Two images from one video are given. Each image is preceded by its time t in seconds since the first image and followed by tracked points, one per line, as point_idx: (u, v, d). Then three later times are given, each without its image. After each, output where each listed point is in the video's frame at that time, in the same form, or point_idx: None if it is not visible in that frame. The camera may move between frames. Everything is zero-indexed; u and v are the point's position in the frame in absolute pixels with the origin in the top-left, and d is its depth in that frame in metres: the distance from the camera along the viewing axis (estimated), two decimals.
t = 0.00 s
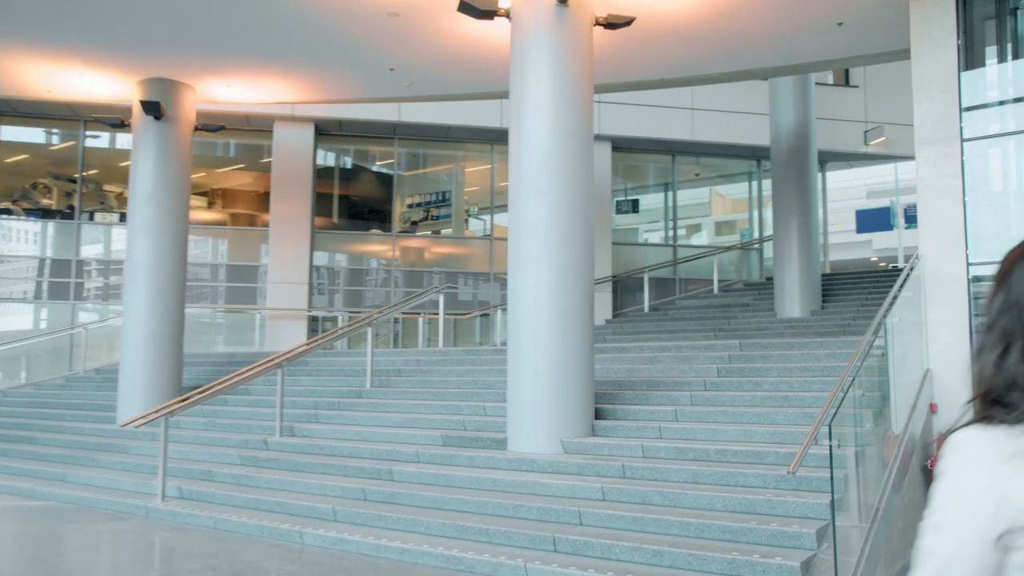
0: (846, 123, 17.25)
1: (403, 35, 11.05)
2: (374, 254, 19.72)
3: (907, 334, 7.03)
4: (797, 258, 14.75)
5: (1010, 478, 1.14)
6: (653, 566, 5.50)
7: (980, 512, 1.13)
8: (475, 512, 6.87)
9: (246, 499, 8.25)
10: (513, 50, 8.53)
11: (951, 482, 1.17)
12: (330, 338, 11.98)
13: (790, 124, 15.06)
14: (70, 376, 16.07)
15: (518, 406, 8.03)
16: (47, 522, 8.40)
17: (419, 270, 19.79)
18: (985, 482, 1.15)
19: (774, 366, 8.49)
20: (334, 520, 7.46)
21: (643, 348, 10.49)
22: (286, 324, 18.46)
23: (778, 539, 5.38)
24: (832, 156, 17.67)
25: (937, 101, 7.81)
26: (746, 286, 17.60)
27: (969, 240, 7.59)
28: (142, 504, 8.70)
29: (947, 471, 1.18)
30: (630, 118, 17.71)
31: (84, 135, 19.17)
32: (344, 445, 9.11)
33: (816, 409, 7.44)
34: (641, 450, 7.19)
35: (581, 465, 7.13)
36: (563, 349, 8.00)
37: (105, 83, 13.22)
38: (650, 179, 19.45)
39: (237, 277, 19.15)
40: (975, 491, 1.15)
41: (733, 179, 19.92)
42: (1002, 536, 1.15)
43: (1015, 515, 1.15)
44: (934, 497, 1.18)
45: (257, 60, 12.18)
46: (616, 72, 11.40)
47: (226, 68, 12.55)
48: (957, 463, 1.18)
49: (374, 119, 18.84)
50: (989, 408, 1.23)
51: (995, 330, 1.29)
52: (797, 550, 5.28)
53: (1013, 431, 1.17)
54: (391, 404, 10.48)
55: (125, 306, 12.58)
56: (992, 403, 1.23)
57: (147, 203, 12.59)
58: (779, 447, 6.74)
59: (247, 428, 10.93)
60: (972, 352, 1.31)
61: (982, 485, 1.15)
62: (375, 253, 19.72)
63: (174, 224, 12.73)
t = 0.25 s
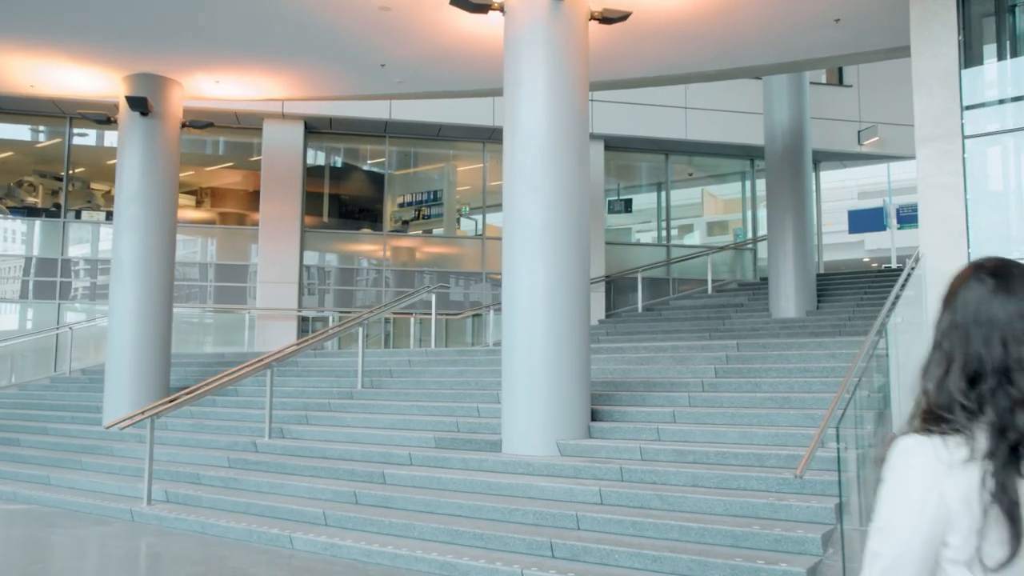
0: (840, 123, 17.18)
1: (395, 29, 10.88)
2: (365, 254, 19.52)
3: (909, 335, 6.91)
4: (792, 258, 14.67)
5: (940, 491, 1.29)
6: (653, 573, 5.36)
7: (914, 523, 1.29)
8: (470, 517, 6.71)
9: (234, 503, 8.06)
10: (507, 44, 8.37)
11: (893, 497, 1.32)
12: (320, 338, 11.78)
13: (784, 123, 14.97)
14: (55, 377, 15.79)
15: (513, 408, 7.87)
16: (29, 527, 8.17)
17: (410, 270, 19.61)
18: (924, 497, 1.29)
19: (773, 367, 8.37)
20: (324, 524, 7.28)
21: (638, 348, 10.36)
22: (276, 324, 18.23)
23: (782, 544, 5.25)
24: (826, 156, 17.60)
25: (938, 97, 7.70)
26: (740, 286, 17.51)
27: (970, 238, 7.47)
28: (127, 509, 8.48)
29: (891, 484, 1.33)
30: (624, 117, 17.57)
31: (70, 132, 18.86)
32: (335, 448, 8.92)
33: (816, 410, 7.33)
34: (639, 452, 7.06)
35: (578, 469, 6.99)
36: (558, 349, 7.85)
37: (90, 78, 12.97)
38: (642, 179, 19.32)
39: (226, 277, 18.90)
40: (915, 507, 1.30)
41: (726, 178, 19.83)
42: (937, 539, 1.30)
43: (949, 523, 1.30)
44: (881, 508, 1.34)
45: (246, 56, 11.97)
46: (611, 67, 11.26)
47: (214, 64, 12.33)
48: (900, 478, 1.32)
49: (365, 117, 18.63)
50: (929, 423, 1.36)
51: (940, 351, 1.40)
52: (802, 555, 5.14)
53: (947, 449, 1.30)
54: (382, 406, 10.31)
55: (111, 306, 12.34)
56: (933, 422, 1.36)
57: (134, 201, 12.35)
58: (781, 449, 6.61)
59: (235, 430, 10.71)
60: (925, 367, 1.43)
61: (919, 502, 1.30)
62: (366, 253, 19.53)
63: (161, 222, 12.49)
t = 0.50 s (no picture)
0: (840, 122, 17.07)
1: (391, 23, 10.69)
2: (361, 253, 19.34)
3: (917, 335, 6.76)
4: (792, 258, 14.56)
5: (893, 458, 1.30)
6: None
7: (876, 495, 1.29)
8: (468, 521, 6.54)
9: (226, 506, 7.87)
10: (506, 37, 8.20)
11: (853, 470, 1.32)
12: (315, 338, 11.59)
13: (785, 122, 14.83)
14: (46, 377, 15.54)
15: (512, 408, 7.70)
16: (15, 530, 7.96)
17: (406, 269, 19.43)
18: (886, 466, 1.29)
19: (777, 367, 8.22)
20: (318, 528, 7.10)
21: (638, 348, 10.21)
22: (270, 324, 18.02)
23: (790, 551, 5.10)
24: (826, 156, 17.48)
25: (946, 93, 7.56)
26: (739, 287, 17.37)
27: (979, 236, 7.34)
28: (116, 511, 8.28)
29: (853, 458, 1.33)
30: (622, 116, 17.41)
31: (62, 129, 18.62)
32: (330, 449, 8.75)
33: (822, 412, 7.18)
34: (641, 455, 6.92)
35: (579, 471, 6.82)
36: (558, 349, 7.68)
37: (82, 74, 12.76)
38: (639, 178, 19.16)
39: (220, 276, 18.67)
40: (877, 479, 1.29)
41: (724, 178, 19.69)
42: (901, 508, 1.30)
43: (911, 487, 1.30)
44: (846, 486, 1.34)
45: (240, 51, 11.78)
46: (610, 63, 11.10)
47: (207, 59, 12.13)
48: (860, 452, 1.32)
49: (362, 114, 18.44)
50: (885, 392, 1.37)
51: (889, 322, 1.41)
52: (812, 562, 4.99)
53: (901, 417, 1.31)
54: (378, 406, 10.13)
55: (102, 305, 12.13)
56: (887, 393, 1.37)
57: (126, 197, 12.15)
58: (788, 452, 6.45)
59: (227, 430, 10.51)
60: (877, 340, 1.43)
61: (877, 473, 1.30)
62: (362, 252, 19.35)
63: (154, 219, 12.29)
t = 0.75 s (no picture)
0: (837, 119, 16.93)
1: (384, 16, 10.49)
2: (353, 251, 19.11)
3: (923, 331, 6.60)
4: (789, 256, 14.42)
5: (853, 478, 1.29)
6: None
7: (839, 519, 1.29)
8: (465, 524, 6.35)
9: (214, 509, 7.66)
10: (503, 29, 8.02)
11: (812, 491, 1.32)
12: (306, 337, 11.37)
13: (782, 118, 14.70)
14: (32, 378, 15.25)
15: (509, 409, 7.52)
16: None
17: (398, 268, 19.22)
18: (840, 486, 1.29)
19: (778, 366, 8.05)
20: (310, 532, 6.89)
21: (636, 347, 10.03)
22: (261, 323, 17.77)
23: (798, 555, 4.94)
24: (822, 152, 17.35)
25: (951, 85, 7.41)
26: (735, 285, 17.23)
27: (984, 230, 7.18)
28: (101, 515, 8.04)
29: (810, 481, 1.33)
30: (618, 112, 17.24)
31: (50, 126, 18.34)
32: (321, 451, 8.54)
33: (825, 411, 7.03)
34: (641, 456, 6.75)
35: (577, 473, 6.64)
36: (556, 347, 7.50)
37: (68, 68, 12.51)
38: (634, 175, 19.01)
39: (210, 275, 18.42)
40: (831, 500, 1.29)
41: (720, 175, 19.55)
42: (860, 525, 1.29)
43: (868, 507, 1.29)
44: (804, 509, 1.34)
45: (229, 44, 11.55)
46: (607, 56, 10.92)
47: (196, 53, 11.90)
48: (816, 474, 1.32)
49: (354, 110, 18.22)
50: (838, 414, 1.38)
51: (840, 348, 1.44)
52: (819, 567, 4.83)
53: (854, 437, 1.31)
54: (370, 407, 9.93)
55: (89, 304, 11.88)
56: (843, 415, 1.37)
57: (113, 194, 11.90)
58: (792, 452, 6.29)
59: (217, 431, 10.29)
60: (826, 365, 1.46)
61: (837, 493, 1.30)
62: (354, 250, 19.13)
63: (142, 216, 12.05)
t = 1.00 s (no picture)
0: (830, 117, 16.82)
1: (374, 8, 10.26)
2: (342, 250, 18.88)
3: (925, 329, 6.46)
4: (783, 255, 14.30)
5: (783, 471, 1.39)
6: None
7: (774, 510, 1.39)
8: (457, 529, 6.16)
9: (198, 513, 7.44)
10: (496, 20, 7.82)
11: (752, 484, 1.43)
12: (294, 336, 11.14)
13: (776, 115, 14.55)
14: (13, 377, 14.92)
15: (501, 408, 7.34)
16: None
17: (388, 266, 19.00)
18: (774, 479, 1.40)
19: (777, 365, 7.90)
20: (296, 537, 6.69)
21: (630, 347, 9.87)
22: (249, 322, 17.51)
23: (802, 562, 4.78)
24: (815, 151, 17.24)
25: (952, 80, 7.28)
26: (728, 283, 17.11)
27: (985, 229, 7.09)
28: (81, 520, 7.80)
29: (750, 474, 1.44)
30: (610, 109, 17.06)
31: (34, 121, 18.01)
32: (309, 453, 8.33)
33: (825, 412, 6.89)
34: (637, 458, 6.59)
35: (572, 475, 6.47)
36: (550, 346, 7.32)
37: (49, 60, 12.22)
38: (626, 173, 18.87)
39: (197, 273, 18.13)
40: (766, 491, 1.40)
41: (712, 174, 19.42)
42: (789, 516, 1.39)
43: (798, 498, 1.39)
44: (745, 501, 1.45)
45: (215, 37, 11.30)
46: (601, 50, 10.74)
47: (181, 45, 11.63)
48: (754, 468, 1.43)
49: (343, 107, 17.98)
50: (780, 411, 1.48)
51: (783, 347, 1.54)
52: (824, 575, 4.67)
53: (789, 432, 1.42)
54: (359, 408, 9.72)
55: (71, 302, 11.60)
56: (782, 411, 1.47)
57: (96, 189, 11.64)
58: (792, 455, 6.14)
59: (202, 433, 10.05)
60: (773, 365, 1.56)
61: (770, 485, 1.41)
62: (344, 249, 18.90)
63: (126, 213, 11.78)
